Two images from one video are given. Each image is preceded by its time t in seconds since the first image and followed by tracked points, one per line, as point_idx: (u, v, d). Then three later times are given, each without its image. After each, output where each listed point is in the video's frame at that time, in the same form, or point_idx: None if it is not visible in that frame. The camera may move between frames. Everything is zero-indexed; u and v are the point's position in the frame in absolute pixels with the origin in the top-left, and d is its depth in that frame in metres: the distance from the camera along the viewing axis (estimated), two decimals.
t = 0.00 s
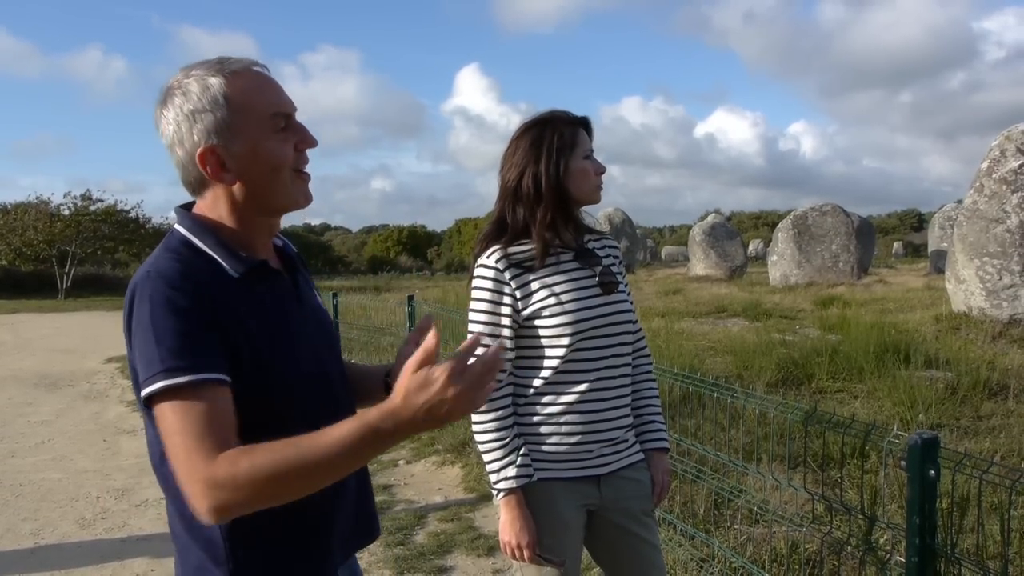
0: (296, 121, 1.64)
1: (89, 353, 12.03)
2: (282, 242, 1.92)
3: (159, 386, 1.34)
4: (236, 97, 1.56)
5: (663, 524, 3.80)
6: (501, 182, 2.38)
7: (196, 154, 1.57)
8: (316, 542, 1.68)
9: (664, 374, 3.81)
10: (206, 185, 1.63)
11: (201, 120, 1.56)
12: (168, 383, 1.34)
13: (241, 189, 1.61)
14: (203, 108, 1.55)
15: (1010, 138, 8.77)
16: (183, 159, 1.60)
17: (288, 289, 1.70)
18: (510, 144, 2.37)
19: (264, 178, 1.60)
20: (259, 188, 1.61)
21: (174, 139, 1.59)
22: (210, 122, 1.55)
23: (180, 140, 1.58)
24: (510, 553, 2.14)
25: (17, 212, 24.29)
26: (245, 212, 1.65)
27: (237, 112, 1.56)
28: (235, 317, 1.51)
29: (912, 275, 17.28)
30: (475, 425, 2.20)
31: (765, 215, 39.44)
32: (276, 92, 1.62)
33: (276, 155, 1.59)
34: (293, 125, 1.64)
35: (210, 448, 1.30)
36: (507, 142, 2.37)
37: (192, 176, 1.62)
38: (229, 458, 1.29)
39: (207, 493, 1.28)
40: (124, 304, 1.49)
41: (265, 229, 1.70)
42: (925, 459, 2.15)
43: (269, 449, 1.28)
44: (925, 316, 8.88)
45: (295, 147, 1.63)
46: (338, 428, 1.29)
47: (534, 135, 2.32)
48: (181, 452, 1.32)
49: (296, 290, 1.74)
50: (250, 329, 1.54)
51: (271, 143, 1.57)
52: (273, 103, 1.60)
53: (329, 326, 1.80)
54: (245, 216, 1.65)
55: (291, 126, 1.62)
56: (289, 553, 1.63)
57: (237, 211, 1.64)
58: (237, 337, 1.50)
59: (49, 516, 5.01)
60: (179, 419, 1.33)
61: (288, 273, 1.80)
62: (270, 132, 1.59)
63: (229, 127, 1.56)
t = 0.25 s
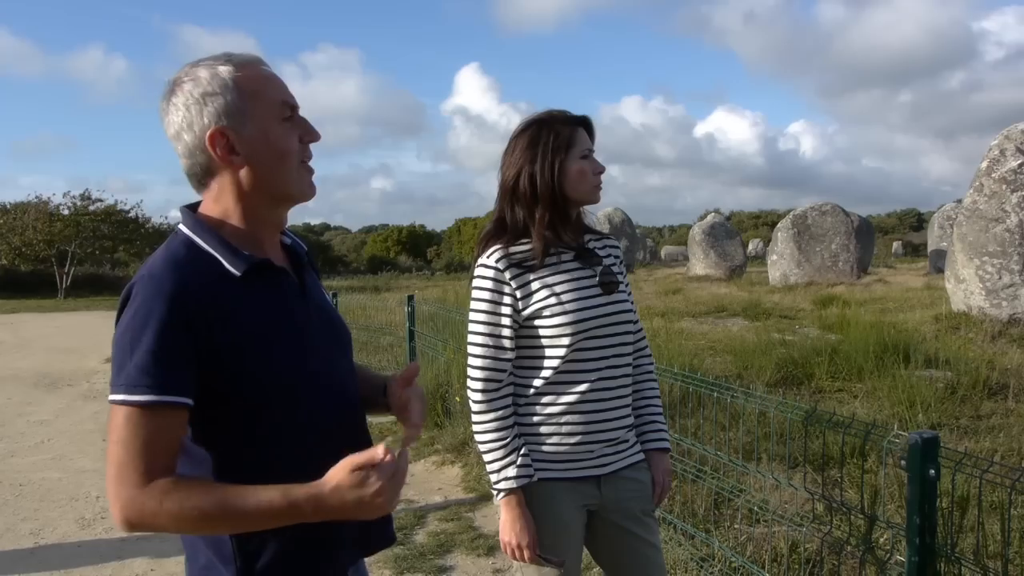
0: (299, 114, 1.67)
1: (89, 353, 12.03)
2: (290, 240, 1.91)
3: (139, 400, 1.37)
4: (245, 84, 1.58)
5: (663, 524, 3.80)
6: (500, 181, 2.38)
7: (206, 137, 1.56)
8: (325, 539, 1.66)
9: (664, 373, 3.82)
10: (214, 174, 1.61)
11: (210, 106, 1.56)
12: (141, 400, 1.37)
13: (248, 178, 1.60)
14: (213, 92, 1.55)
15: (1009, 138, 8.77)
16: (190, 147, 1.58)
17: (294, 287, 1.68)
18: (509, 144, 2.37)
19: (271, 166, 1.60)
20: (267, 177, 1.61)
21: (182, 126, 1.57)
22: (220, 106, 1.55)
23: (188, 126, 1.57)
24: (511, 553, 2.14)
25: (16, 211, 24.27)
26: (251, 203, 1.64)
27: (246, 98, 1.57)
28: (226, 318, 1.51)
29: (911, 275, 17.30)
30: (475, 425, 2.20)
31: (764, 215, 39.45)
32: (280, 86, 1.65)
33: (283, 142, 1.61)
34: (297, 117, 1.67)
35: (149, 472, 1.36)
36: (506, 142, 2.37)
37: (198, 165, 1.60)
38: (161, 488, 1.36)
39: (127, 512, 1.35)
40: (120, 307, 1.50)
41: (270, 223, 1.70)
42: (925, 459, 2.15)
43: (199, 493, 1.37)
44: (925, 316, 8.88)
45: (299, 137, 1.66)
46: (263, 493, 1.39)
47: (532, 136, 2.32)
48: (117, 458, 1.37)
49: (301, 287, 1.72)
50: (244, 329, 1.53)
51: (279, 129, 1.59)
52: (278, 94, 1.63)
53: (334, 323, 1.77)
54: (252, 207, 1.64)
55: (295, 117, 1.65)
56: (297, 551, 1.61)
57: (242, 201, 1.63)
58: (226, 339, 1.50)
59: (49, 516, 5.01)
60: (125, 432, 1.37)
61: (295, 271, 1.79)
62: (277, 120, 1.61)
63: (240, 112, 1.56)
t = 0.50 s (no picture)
0: (322, 135, 1.67)
1: (88, 352, 12.03)
2: (288, 239, 1.90)
3: (126, 395, 1.37)
4: (282, 90, 1.59)
5: (663, 524, 3.80)
6: (501, 181, 2.38)
7: (230, 123, 1.56)
8: (320, 540, 1.65)
9: (664, 373, 3.82)
10: (225, 160, 1.59)
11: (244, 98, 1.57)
12: (127, 395, 1.37)
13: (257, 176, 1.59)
14: (252, 86, 1.57)
15: (1009, 138, 8.77)
16: (210, 129, 1.58)
17: (287, 285, 1.67)
18: (508, 144, 2.37)
19: (282, 170, 1.60)
20: (277, 179, 1.60)
21: (212, 107, 1.57)
22: (255, 100, 1.56)
23: (218, 107, 1.56)
24: (510, 553, 2.15)
25: (16, 210, 24.25)
26: (252, 201, 1.63)
27: (281, 102, 1.58)
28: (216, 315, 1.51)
29: (911, 275, 17.30)
30: (475, 425, 2.20)
31: (764, 215, 39.45)
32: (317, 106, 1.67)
33: (299, 154, 1.61)
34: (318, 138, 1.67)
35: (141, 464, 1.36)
36: (505, 143, 2.38)
37: (212, 148, 1.59)
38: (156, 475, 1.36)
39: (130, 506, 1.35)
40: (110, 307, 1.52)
41: (269, 226, 1.69)
42: (926, 459, 2.15)
43: (196, 475, 1.36)
44: (925, 316, 8.88)
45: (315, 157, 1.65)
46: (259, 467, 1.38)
47: (530, 135, 2.32)
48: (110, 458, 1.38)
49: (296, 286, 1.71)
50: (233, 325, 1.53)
51: (302, 139, 1.59)
52: (312, 110, 1.64)
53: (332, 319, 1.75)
54: (255, 204, 1.63)
55: (317, 138, 1.65)
56: (290, 552, 1.60)
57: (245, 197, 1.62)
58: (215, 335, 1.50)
59: (48, 515, 5.00)
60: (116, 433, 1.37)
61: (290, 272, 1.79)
62: (301, 133, 1.61)
63: (269, 112, 1.57)
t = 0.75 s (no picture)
0: (301, 121, 1.63)
1: (88, 351, 12.02)
2: (286, 238, 1.90)
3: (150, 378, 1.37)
4: (246, 85, 1.56)
5: (663, 523, 3.81)
6: (500, 181, 2.37)
7: (197, 136, 1.56)
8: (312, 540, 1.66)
9: (664, 372, 3.82)
10: (204, 171, 1.61)
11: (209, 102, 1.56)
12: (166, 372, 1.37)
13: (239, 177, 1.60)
14: (212, 92, 1.55)
15: (1009, 138, 8.77)
16: (183, 142, 1.59)
17: (281, 283, 1.69)
18: (506, 144, 2.37)
19: (263, 168, 1.59)
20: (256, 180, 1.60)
21: (179, 121, 1.58)
22: (216, 107, 1.55)
23: (184, 121, 1.57)
24: (510, 553, 2.14)
25: (16, 209, 24.24)
26: (241, 201, 1.64)
27: (244, 102, 1.56)
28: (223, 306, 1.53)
29: (911, 274, 17.30)
30: (474, 424, 2.19)
31: (764, 214, 39.45)
32: (286, 91, 1.62)
33: (278, 148, 1.58)
34: (298, 125, 1.63)
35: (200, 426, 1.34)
36: (504, 143, 2.37)
37: (190, 160, 1.61)
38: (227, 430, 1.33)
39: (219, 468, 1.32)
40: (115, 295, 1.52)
41: (261, 223, 1.70)
42: (925, 458, 2.15)
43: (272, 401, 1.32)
44: (925, 316, 8.88)
45: (297, 147, 1.62)
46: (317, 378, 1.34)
47: (529, 134, 2.32)
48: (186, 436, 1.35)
49: (291, 284, 1.73)
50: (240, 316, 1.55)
51: (274, 136, 1.57)
52: (281, 99, 1.60)
53: (332, 319, 1.77)
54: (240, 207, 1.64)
55: (295, 126, 1.61)
56: (281, 552, 1.61)
57: (233, 199, 1.64)
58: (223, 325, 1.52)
59: (47, 515, 5.00)
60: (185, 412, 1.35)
61: (286, 269, 1.79)
62: (275, 126, 1.58)
63: (235, 114, 1.55)
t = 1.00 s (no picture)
0: (293, 114, 1.64)
1: (88, 351, 12.02)
2: (280, 239, 1.90)
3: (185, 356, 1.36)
4: (236, 84, 1.55)
5: (663, 522, 3.81)
6: (499, 181, 2.37)
7: (195, 140, 1.55)
8: (319, 532, 1.68)
9: (664, 372, 3.82)
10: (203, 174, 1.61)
11: (201, 104, 1.55)
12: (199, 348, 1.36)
13: (239, 175, 1.60)
14: (204, 93, 1.54)
15: (1009, 137, 8.77)
16: (179, 145, 1.58)
17: (283, 277, 1.70)
18: (506, 144, 2.37)
19: (262, 166, 1.59)
20: (256, 176, 1.60)
21: (172, 125, 1.57)
22: (210, 107, 1.54)
23: (178, 125, 1.56)
24: (510, 552, 2.14)
25: (16, 209, 24.23)
26: (240, 199, 1.64)
27: (237, 99, 1.55)
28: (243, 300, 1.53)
29: (911, 274, 17.29)
30: (474, 424, 2.19)
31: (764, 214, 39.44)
32: (273, 83, 1.62)
33: (275, 144, 1.59)
34: (291, 119, 1.63)
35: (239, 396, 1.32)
36: (504, 143, 2.37)
37: (188, 163, 1.60)
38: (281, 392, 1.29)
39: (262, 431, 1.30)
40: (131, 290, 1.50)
41: (260, 218, 1.70)
42: (925, 458, 2.15)
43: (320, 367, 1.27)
44: (925, 315, 8.87)
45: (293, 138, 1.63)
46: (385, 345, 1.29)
47: (529, 134, 2.31)
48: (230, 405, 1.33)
49: (292, 280, 1.75)
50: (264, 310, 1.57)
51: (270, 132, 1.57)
52: (273, 93, 1.60)
53: (329, 320, 1.81)
54: (241, 205, 1.65)
55: (289, 120, 1.62)
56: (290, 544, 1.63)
57: (233, 198, 1.64)
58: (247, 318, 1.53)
59: (48, 514, 5.00)
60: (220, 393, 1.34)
61: (285, 265, 1.80)
62: (270, 123, 1.58)
63: (229, 113, 1.55)
